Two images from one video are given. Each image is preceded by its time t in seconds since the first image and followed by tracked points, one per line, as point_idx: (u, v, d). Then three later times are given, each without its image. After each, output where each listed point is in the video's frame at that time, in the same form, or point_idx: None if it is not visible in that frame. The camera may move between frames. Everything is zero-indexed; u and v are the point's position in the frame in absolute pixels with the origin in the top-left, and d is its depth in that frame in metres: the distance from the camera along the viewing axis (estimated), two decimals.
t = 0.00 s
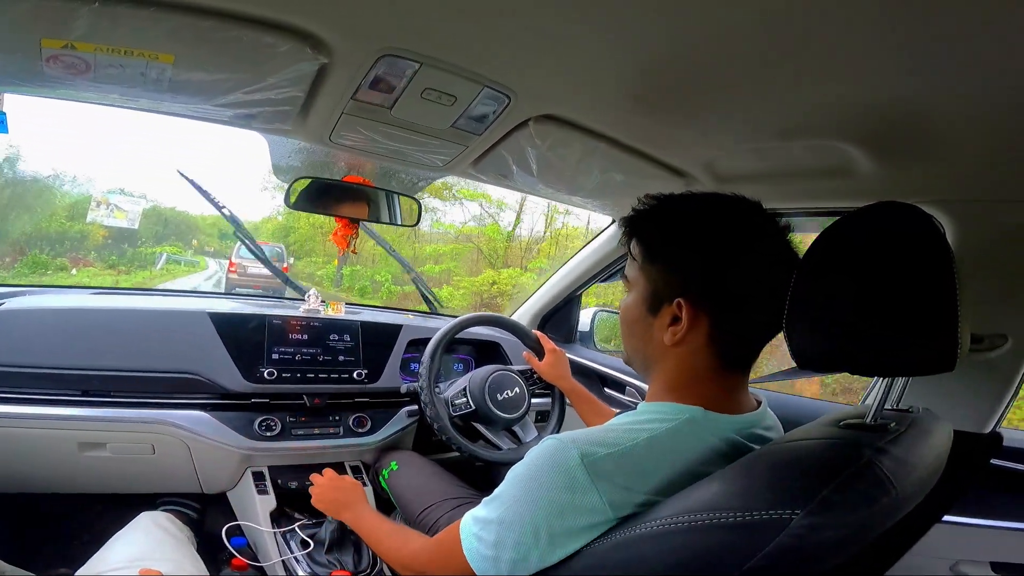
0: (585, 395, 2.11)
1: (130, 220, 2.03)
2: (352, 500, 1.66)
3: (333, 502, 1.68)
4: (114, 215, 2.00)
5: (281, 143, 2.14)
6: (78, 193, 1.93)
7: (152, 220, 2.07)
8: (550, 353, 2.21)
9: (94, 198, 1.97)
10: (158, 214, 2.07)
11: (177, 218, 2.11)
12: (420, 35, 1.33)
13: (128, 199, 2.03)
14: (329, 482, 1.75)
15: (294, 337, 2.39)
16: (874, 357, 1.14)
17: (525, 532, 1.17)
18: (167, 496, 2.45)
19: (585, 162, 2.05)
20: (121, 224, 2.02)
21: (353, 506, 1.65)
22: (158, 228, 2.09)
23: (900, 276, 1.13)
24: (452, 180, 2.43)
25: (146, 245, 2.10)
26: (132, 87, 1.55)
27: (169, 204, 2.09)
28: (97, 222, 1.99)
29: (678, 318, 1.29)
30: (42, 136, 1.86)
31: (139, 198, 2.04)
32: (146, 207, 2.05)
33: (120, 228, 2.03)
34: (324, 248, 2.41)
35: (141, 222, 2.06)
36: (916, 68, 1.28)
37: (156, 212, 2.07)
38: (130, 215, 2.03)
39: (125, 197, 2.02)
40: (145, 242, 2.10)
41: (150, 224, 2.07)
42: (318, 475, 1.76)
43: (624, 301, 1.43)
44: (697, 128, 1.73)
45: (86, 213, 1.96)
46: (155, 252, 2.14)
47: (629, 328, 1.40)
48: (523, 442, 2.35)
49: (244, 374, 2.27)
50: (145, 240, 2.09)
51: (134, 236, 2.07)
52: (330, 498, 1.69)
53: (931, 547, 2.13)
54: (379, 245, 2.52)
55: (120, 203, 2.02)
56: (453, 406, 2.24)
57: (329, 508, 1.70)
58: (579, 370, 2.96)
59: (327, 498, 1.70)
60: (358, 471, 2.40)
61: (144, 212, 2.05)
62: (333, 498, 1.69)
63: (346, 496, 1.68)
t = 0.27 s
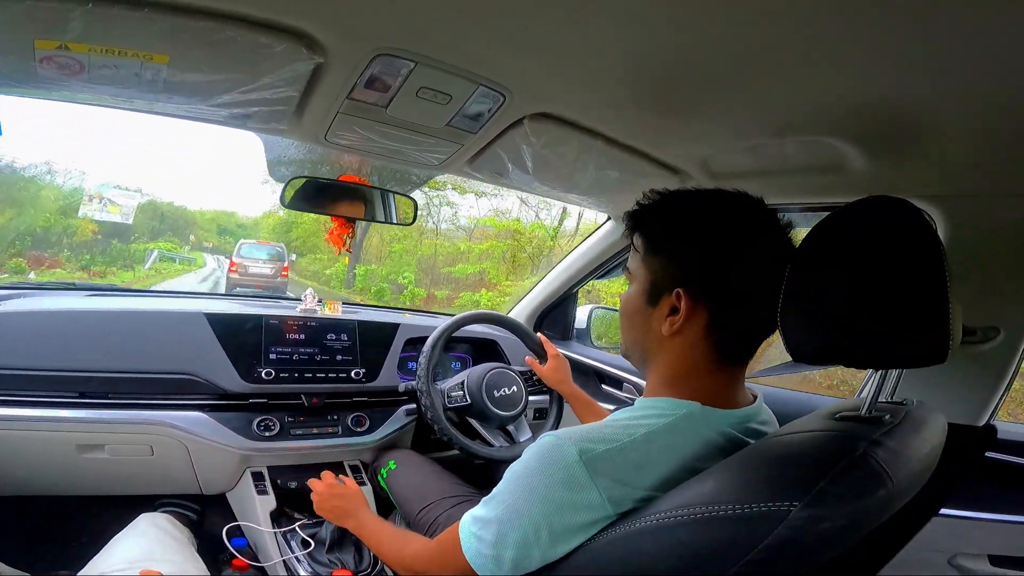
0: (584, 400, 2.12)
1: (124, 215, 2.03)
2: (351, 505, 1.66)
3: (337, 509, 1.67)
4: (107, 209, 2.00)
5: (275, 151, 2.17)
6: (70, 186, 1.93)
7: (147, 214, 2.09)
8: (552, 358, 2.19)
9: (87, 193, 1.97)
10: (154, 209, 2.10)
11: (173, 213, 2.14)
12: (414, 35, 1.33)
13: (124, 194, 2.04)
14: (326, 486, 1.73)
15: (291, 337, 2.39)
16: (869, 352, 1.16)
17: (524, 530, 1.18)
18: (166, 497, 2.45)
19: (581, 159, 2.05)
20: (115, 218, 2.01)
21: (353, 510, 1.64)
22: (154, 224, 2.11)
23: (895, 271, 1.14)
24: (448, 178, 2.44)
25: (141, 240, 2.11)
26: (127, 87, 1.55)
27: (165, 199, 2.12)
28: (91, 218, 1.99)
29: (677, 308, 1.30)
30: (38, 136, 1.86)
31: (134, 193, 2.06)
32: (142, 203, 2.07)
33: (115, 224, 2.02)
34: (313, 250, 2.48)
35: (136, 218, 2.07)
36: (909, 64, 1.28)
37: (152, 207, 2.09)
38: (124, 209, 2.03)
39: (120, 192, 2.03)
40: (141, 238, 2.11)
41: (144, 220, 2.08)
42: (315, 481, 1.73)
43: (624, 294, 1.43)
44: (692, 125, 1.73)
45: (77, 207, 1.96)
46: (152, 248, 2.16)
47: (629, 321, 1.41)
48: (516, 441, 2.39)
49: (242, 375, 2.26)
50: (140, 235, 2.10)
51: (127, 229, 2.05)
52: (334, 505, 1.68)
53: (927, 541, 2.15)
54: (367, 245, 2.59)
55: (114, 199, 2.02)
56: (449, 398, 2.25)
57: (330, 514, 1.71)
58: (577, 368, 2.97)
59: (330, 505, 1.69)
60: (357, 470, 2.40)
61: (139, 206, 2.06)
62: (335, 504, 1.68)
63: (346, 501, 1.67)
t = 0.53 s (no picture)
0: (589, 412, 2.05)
1: (118, 210, 2.02)
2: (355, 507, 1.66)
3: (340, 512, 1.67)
4: (100, 203, 1.97)
5: (275, 143, 2.16)
6: (62, 179, 1.90)
7: (143, 208, 2.07)
8: (553, 371, 2.14)
9: (78, 185, 1.93)
10: (150, 202, 2.06)
11: (170, 209, 2.11)
12: (417, 35, 1.35)
13: (118, 188, 2.00)
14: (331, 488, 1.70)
15: (292, 337, 2.41)
16: (866, 347, 1.18)
17: (529, 526, 1.19)
18: (170, 498, 2.46)
19: (580, 158, 2.06)
20: (108, 213, 1.99)
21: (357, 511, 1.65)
22: (152, 218, 2.09)
23: (894, 267, 1.16)
24: (447, 177, 2.45)
25: (135, 235, 2.09)
26: (129, 88, 1.56)
27: (163, 193, 2.08)
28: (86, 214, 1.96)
29: (676, 305, 1.32)
30: (37, 136, 1.86)
31: (130, 186, 2.03)
32: (134, 197, 2.04)
33: (105, 216, 2.00)
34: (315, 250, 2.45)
35: (130, 213, 2.05)
36: (905, 61, 1.30)
37: (148, 200, 2.06)
38: (117, 203, 2.01)
39: (114, 186, 2.00)
40: (136, 232, 2.09)
41: (138, 215, 2.06)
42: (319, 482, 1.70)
43: (626, 290, 1.44)
44: (690, 124, 1.74)
45: (71, 201, 1.93)
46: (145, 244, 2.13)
47: (631, 315, 1.41)
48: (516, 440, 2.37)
49: (244, 375, 2.28)
50: (135, 228, 2.08)
51: (121, 223, 2.04)
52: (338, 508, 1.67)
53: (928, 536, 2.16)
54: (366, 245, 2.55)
55: (104, 189, 1.98)
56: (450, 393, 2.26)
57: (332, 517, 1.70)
58: (577, 366, 2.98)
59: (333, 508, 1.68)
60: (360, 470, 2.40)
61: (133, 200, 2.04)
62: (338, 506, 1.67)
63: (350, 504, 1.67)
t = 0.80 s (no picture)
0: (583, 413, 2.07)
1: (113, 203, 1.98)
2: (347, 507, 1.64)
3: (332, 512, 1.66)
4: (92, 197, 1.94)
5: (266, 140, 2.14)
6: (51, 171, 1.89)
7: (138, 201, 2.03)
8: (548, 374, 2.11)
9: (68, 179, 1.90)
10: (145, 195, 2.03)
11: (166, 206, 2.08)
12: (401, 35, 1.34)
13: (111, 181, 1.97)
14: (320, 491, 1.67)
15: (285, 337, 2.40)
16: (854, 345, 1.16)
17: (518, 527, 1.18)
18: (164, 499, 2.45)
19: (572, 157, 2.05)
20: (102, 208, 1.96)
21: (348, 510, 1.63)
22: (150, 213, 2.06)
23: (882, 264, 1.14)
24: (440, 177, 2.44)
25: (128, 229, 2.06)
26: (115, 89, 1.55)
27: (160, 186, 2.05)
28: (77, 207, 1.92)
29: (662, 302, 1.31)
30: (37, 136, 1.89)
31: (126, 180, 1.99)
32: (132, 192, 2.01)
33: (98, 211, 1.96)
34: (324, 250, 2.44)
35: (125, 207, 2.01)
36: (894, 58, 1.29)
37: (145, 194, 2.03)
38: (112, 197, 1.98)
39: (107, 178, 1.96)
40: (132, 226, 2.06)
41: (137, 209, 2.03)
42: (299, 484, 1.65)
43: (619, 289, 1.44)
44: (681, 122, 1.73)
45: (59, 195, 1.90)
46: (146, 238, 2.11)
47: (623, 313, 1.41)
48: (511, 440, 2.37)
49: (237, 376, 2.27)
50: (133, 221, 2.05)
51: (120, 216, 2.01)
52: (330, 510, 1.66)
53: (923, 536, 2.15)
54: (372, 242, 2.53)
55: (96, 184, 1.95)
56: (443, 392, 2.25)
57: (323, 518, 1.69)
58: (572, 365, 2.97)
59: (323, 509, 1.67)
60: (354, 470, 2.40)
61: (129, 193, 2.00)
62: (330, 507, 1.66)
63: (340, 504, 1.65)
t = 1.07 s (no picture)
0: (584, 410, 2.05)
1: (105, 198, 1.96)
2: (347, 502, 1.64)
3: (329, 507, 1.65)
4: (82, 190, 1.92)
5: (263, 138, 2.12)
6: (40, 165, 1.88)
7: (132, 196, 2.01)
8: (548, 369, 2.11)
9: (58, 172, 1.89)
10: (140, 189, 2.01)
11: (162, 206, 2.07)
12: (396, 27, 1.32)
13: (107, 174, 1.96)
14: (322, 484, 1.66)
15: (282, 333, 2.39)
16: (850, 339, 1.16)
17: (516, 526, 1.17)
18: (163, 496, 2.45)
19: (571, 151, 2.04)
20: (91, 202, 1.94)
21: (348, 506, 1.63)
22: (144, 207, 2.04)
23: (880, 259, 1.14)
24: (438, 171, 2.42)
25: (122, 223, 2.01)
26: (108, 84, 1.53)
27: (155, 180, 2.04)
28: (65, 201, 1.91)
29: (657, 293, 1.30)
30: (38, 135, 1.88)
31: (121, 173, 1.98)
32: (126, 185, 1.99)
33: (90, 206, 1.94)
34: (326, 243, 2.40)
35: (117, 203, 1.98)
36: (895, 51, 1.27)
37: (141, 186, 2.02)
38: (103, 190, 1.95)
39: (100, 172, 1.95)
40: (123, 222, 2.02)
41: (129, 205, 2.01)
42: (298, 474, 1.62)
43: (612, 283, 1.43)
44: (680, 116, 1.72)
45: (48, 188, 1.89)
46: (139, 235, 2.10)
47: (617, 306, 1.40)
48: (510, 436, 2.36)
49: (233, 372, 2.26)
50: (127, 218, 2.02)
51: (113, 211, 1.98)
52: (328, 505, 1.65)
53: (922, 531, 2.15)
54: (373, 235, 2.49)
55: (91, 180, 1.93)
56: (441, 389, 2.24)
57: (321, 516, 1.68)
58: (571, 360, 2.96)
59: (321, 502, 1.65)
60: (352, 467, 2.38)
61: (121, 187, 1.98)
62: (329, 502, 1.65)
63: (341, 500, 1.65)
